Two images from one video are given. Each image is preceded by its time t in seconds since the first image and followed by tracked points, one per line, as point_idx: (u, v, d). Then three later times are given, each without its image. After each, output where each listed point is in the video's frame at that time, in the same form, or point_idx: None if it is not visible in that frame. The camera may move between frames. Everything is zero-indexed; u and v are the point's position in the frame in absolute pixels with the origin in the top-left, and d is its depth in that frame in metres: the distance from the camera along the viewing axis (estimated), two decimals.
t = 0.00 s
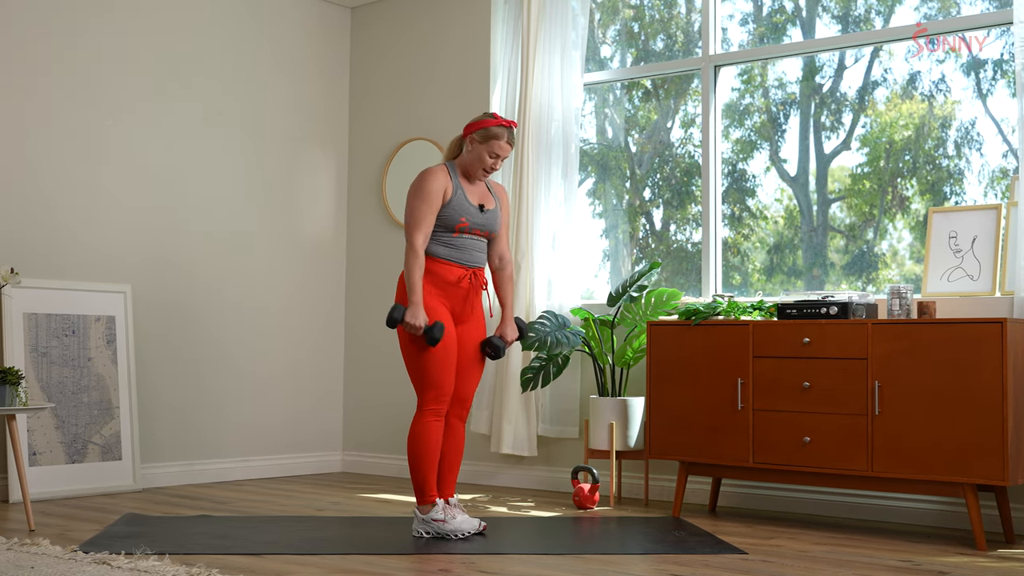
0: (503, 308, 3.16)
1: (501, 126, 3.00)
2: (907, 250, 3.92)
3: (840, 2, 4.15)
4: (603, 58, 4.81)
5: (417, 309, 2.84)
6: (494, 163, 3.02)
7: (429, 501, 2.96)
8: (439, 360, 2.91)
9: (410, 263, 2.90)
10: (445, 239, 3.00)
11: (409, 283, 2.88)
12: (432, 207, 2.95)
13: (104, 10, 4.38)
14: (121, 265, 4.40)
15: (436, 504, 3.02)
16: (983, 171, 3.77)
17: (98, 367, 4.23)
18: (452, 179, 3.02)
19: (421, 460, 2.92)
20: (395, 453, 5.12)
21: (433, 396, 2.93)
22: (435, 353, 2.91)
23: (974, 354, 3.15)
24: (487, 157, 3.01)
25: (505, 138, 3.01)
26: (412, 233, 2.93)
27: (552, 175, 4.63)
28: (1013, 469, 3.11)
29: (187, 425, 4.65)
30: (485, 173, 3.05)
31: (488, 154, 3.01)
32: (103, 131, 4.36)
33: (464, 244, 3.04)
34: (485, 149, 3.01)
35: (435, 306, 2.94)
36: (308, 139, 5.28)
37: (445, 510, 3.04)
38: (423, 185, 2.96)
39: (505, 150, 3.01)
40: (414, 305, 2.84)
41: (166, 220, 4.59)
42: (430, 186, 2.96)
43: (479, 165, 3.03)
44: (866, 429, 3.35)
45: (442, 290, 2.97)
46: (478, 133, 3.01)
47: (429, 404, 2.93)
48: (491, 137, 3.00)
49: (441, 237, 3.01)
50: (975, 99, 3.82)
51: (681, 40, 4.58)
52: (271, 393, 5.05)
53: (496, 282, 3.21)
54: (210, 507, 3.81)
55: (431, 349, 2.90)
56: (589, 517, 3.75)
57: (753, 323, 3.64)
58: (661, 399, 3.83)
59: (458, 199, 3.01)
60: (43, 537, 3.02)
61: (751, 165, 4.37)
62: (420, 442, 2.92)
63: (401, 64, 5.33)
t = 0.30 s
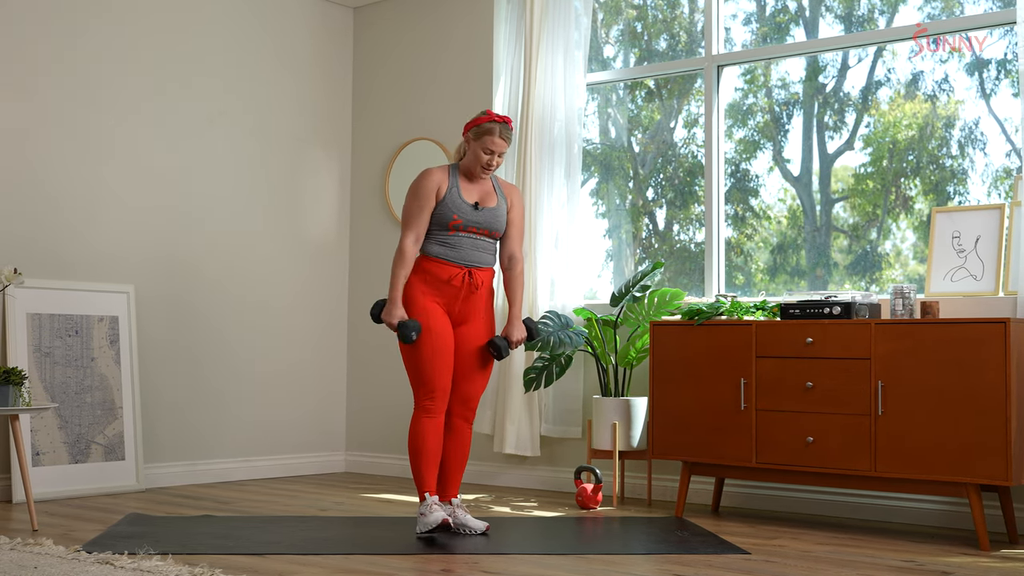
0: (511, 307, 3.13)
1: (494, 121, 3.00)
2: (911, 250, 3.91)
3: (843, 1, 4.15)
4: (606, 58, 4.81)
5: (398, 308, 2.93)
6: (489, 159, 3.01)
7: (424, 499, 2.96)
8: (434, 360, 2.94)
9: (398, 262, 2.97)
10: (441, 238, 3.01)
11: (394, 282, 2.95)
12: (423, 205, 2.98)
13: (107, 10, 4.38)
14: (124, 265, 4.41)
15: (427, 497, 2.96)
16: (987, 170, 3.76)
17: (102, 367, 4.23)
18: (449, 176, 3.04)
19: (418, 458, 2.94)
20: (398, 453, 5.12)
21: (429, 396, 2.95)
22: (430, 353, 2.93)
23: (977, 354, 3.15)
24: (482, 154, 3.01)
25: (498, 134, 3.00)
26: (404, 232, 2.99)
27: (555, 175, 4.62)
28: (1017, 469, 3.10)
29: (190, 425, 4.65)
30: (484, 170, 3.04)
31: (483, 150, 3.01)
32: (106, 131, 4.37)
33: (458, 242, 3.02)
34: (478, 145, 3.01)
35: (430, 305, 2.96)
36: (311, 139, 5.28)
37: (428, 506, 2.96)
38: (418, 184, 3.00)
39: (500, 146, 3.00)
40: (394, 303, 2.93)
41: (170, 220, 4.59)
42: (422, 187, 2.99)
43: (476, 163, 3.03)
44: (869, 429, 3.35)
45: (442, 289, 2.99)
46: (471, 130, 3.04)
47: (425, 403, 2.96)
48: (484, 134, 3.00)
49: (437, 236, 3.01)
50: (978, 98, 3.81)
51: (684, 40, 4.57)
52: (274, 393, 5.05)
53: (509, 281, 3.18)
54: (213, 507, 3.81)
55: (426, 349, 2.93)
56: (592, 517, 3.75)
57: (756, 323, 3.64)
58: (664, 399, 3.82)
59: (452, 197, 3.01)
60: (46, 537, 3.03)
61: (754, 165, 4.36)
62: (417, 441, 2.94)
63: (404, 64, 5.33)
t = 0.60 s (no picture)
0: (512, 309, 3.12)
1: (481, 111, 3.02)
2: (914, 250, 3.91)
3: (847, 1, 4.14)
4: (609, 58, 4.80)
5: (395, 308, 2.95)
6: (479, 145, 3.02)
7: (421, 500, 2.97)
8: (433, 358, 2.94)
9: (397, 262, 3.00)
10: (441, 237, 3.01)
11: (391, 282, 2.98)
12: (421, 206, 3.00)
13: (110, 11, 4.39)
14: (127, 265, 4.41)
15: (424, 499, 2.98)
16: (990, 170, 3.76)
17: (105, 367, 4.24)
18: (449, 176, 3.04)
19: (415, 457, 2.94)
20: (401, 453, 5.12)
21: (428, 395, 2.95)
22: (430, 352, 2.93)
23: (980, 354, 3.14)
24: (473, 142, 3.03)
25: (486, 120, 3.01)
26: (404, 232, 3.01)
27: (558, 175, 4.62)
28: (1020, 469, 3.09)
29: (194, 425, 4.66)
30: (481, 159, 3.04)
31: (473, 139, 3.03)
32: (111, 132, 4.38)
33: (459, 241, 3.02)
34: (472, 133, 3.03)
35: (431, 305, 2.96)
36: (314, 139, 5.29)
37: (425, 507, 2.97)
38: (418, 184, 3.02)
39: (488, 130, 3.00)
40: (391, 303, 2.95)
41: (173, 221, 4.60)
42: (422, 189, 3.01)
43: (471, 154, 3.04)
44: (872, 429, 3.34)
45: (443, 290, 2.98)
46: (465, 122, 3.07)
47: (424, 402, 2.96)
48: (472, 125, 3.03)
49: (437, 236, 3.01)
50: (982, 98, 3.80)
51: (687, 40, 4.57)
52: (277, 393, 5.05)
53: (512, 283, 3.17)
54: (216, 507, 3.82)
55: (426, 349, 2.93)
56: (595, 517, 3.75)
57: (759, 323, 3.63)
58: (666, 399, 3.82)
59: (452, 195, 3.01)
60: (50, 537, 3.03)
61: (757, 165, 4.36)
62: (415, 440, 2.94)
63: (407, 64, 5.33)
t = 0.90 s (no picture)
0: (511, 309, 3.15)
1: (480, 108, 3.04)
2: (918, 250, 3.90)
3: (850, 1, 4.13)
4: (612, 58, 4.80)
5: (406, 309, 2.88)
6: (479, 141, 3.03)
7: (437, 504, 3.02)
8: (443, 361, 2.92)
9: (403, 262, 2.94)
10: (448, 237, 3.01)
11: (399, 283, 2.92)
12: (428, 205, 2.97)
13: (113, 12, 4.39)
14: (131, 265, 4.42)
15: (437, 504, 3.02)
16: (995, 170, 3.75)
17: (108, 367, 4.25)
18: (452, 174, 3.04)
19: (422, 460, 2.92)
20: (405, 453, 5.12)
21: (436, 397, 2.93)
22: (439, 353, 2.91)
23: (984, 354, 3.14)
24: (473, 137, 3.03)
25: (486, 116, 3.03)
26: (409, 232, 2.96)
27: (561, 175, 4.62)
28: None
29: (198, 425, 4.67)
30: (480, 155, 3.04)
31: (472, 135, 3.03)
32: (115, 132, 4.39)
33: (466, 241, 3.03)
34: (470, 129, 3.04)
35: (440, 306, 2.94)
36: (317, 139, 5.29)
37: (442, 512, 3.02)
38: (422, 183, 2.99)
39: (488, 126, 3.02)
40: (403, 304, 2.88)
41: (176, 221, 4.60)
42: (427, 185, 2.98)
43: (470, 150, 3.04)
44: (876, 429, 3.34)
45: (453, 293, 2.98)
46: (463, 119, 3.08)
47: (431, 404, 2.94)
48: (471, 121, 3.04)
49: (442, 235, 3.01)
50: (986, 98, 3.80)
51: (691, 40, 4.56)
52: (280, 392, 5.06)
53: (507, 282, 3.20)
54: (220, 507, 3.82)
55: (435, 350, 2.91)
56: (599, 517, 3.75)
57: (762, 323, 3.63)
58: (669, 399, 3.82)
59: (458, 194, 3.02)
60: (53, 537, 3.04)
61: (761, 165, 4.35)
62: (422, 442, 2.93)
63: (410, 64, 5.33)
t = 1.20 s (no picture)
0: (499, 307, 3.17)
1: (487, 108, 3.01)
2: (922, 250, 3.89)
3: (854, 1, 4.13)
4: (615, 58, 4.80)
5: (433, 309, 2.79)
6: (485, 145, 3.02)
7: (443, 505, 3.03)
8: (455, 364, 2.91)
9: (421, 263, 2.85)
10: (458, 236, 3.00)
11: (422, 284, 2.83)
12: (440, 203, 2.92)
13: (117, 12, 4.40)
14: (134, 265, 4.43)
15: (442, 504, 3.03)
16: (998, 170, 3.74)
17: (112, 367, 4.26)
18: (458, 176, 3.01)
19: (429, 462, 2.92)
20: (408, 452, 5.13)
21: (445, 400, 2.93)
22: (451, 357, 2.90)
23: (988, 354, 3.13)
24: (478, 139, 3.02)
25: (493, 119, 3.01)
26: (423, 232, 2.88)
27: (564, 175, 4.62)
28: None
29: (201, 425, 4.67)
30: (481, 158, 3.04)
31: (478, 137, 3.01)
32: (118, 132, 4.39)
33: (474, 240, 3.03)
34: (475, 132, 3.01)
35: (450, 308, 2.92)
36: (320, 139, 5.29)
37: (450, 512, 3.04)
38: (432, 183, 2.93)
39: (495, 130, 3.02)
40: (432, 306, 2.79)
41: (179, 221, 4.61)
42: (439, 184, 2.93)
43: (473, 153, 3.03)
44: (879, 429, 3.33)
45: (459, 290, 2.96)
46: (464, 119, 3.03)
47: (440, 407, 2.93)
48: (477, 121, 3.00)
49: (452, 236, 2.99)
50: (989, 98, 3.79)
51: (694, 40, 4.56)
52: (284, 393, 5.06)
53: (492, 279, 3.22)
54: (223, 507, 3.83)
55: (447, 354, 2.90)
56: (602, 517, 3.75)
57: (765, 323, 3.63)
58: (672, 398, 3.81)
59: (467, 195, 3.01)
60: (57, 537, 3.04)
61: (764, 165, 4.35)
62: (429, 444, 2.92)
63: (414, 64, 5.33)
